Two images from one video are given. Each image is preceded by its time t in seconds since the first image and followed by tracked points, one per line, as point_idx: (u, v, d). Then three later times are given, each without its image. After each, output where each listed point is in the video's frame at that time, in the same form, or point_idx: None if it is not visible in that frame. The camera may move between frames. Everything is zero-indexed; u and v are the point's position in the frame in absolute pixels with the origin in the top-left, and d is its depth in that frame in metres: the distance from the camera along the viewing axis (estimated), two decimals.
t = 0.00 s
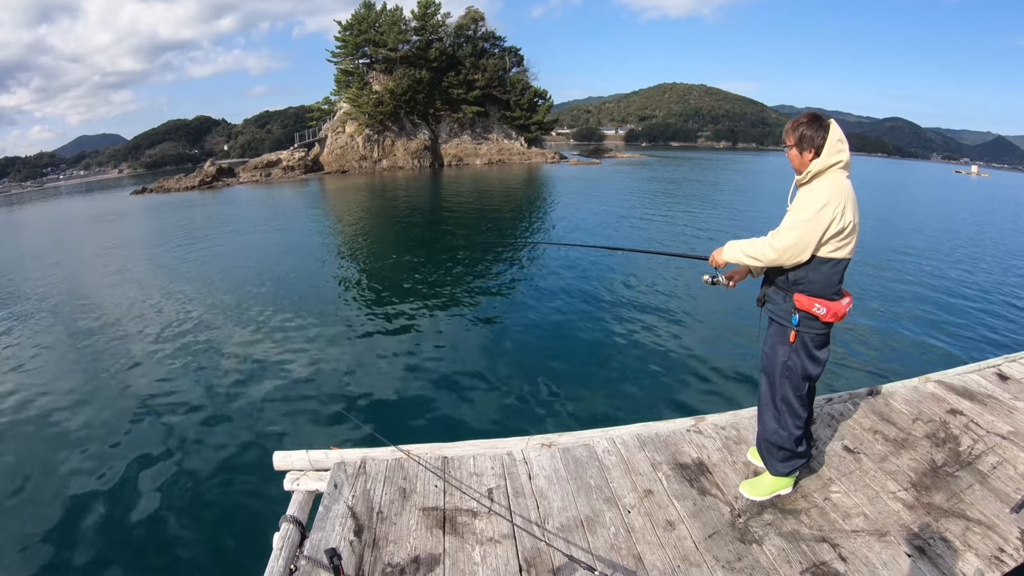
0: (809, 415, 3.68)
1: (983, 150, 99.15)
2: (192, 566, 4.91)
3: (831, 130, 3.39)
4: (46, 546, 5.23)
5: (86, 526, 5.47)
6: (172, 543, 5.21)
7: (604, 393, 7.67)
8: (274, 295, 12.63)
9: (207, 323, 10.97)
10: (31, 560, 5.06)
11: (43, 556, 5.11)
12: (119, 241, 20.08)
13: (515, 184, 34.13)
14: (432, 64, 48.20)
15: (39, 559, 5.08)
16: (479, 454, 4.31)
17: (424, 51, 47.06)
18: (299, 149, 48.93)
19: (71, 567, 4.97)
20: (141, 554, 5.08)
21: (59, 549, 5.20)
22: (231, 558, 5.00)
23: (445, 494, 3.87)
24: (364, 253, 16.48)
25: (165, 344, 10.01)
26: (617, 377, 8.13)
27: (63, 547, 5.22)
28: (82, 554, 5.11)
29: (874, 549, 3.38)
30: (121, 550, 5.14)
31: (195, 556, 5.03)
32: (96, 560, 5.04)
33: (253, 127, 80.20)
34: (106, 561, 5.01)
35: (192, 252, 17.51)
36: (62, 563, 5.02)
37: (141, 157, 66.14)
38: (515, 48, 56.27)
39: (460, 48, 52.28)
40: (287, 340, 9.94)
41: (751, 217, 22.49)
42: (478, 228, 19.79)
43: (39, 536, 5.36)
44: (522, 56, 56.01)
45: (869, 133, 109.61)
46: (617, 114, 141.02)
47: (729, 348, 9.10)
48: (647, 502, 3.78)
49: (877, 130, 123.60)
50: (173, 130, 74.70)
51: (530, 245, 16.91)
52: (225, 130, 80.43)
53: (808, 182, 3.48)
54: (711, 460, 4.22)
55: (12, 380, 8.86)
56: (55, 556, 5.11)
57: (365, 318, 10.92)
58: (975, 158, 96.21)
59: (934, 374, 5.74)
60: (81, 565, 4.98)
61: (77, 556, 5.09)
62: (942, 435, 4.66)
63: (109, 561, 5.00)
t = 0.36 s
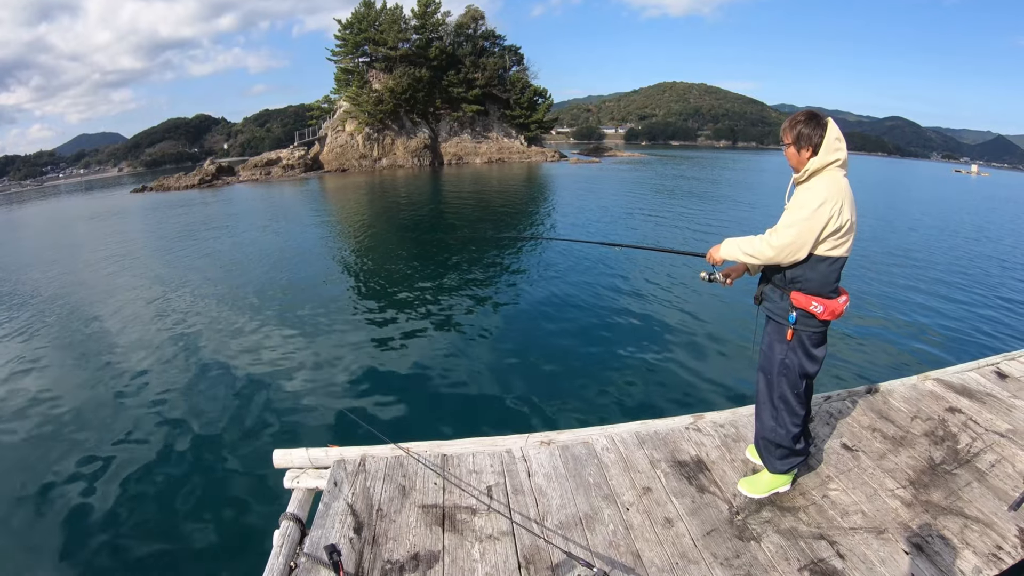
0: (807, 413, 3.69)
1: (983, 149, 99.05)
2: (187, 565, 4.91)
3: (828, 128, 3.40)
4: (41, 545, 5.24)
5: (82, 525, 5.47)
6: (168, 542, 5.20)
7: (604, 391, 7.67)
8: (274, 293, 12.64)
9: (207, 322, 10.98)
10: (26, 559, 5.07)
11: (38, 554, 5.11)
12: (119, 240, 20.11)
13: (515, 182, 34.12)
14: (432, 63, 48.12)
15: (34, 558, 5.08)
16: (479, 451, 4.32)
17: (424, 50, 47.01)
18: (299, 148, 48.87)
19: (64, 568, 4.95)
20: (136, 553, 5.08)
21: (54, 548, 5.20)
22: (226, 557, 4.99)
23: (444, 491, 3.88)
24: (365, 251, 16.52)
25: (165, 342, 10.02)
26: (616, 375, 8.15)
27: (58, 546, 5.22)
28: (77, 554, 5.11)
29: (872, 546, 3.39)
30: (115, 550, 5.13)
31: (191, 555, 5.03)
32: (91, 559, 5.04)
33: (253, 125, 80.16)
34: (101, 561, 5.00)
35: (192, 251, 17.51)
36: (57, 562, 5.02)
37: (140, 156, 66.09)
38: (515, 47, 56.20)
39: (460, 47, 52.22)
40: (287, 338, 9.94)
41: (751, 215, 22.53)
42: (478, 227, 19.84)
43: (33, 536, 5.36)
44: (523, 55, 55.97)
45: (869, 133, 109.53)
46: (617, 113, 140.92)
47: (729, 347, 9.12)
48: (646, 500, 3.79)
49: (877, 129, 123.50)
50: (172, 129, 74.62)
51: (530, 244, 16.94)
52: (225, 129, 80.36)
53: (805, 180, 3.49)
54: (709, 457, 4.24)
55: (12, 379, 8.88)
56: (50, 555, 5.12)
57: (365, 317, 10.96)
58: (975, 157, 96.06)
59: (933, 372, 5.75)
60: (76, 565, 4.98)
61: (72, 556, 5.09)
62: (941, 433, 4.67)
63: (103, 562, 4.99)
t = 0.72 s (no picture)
0: (805, 413, 3.69)
1: (983, 149, 99.01)
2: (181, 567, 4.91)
3: (827, 129, 3.40)
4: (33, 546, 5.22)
5: (76, 527, 5.46)
6: (162, 543, 5.20)
7: (604, 391, 7.68)
8: (274, 293, 12.65)
9: (207, 321, 11.00)
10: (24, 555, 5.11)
11: (31, 556, 5.10)
12: (120, 239, 20.11)
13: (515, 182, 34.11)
14: (432, 62, 48.09)
15: (26, 559, 5.07)
16: (478, 451, 4.33)
17: (424, 50, 46.97)
18: (299, 147, 48.82)
19: (58, 569, 4.95)
20: (129, 554, 5.07)
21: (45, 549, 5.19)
22: (223, 558, 5.00)
23: (444, 491, 3.89)
24: (365, 250, 16.54)
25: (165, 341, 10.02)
26: (616, 374, 8.17)
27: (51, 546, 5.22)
28: (70, 555, 5.10)
29: (871, 546, 3.40)
30: (109, 550, 5.13)
31: (185, 556, 5.02)
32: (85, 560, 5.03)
33: (253, 125, 80.14)
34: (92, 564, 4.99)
35: (192, 250, 17.49)
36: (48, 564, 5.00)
37: (141, 156, 66.08)
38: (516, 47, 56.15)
39: (461, 46, 52.20)
40: (287, 338, 9.95)
41: (751, 215, 22.53)
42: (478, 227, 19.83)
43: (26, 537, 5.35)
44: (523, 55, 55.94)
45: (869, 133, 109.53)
46: (617, 113, 141.07)
47: (729, 347, 9.12)
48: (645, 499, 3.80)
49: (877, 128, 123.46)
50: (172, 128, 74.54)
51: (530, 244, 16.94)
52: (225, 129, 80.34)
53: (804, 181, 3.49)
54: (709, 457, 4.25)
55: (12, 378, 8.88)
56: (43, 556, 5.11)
57: (365, 316, 10.97)
58: (974, 157, 96.01)
59: (932, 372, 5.76)
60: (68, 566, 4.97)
61: (68, 555, 5.10)
62: (939, 433, 4.68)
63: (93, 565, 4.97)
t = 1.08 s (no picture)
0: (805, 414, 3.69)
1: (984, 149, 98.83)
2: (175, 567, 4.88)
3: (826, 129, 3.40)
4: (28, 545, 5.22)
5: (73, 526, 5.46)
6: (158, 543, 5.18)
7: (603, 392, 7.67)
8: (274, 292, 12.64)
9: (207, 320, 11.00)
10: (25, 554, 5.11)
11: (27, 554, 5.10)
12: (120, 237, 20.10)
13: (516, 181, 34.05)
14: (433, 61, 48.05)
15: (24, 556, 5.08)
16: (478, 451, 4.33)
17: (424, 49, 46.92)
18: (300, 146, 48.77)
19: (58, 567, 4.95)
20: (124, 554, 5.06)
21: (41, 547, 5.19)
22: (222, 556, 5.00)
23: (444, 491, 3.89)
24: (366, 250, 16.53)
25: (165, 340, 10.03)
26: (616, 374, 8.18)
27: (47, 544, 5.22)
28: (67, 554, 5.10)
29: (871, 547, 3.40)
30: (105, 550, 5.12)
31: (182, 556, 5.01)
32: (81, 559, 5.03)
33: (253, 124, 80.07)
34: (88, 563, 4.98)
35: (192, 249, 17.48)
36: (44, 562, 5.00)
37: (141, 154, 66.07)
38: (516, 46, 56.09)
39: (461, 45, 52.15)
40: (287, 337, 9.95)
41: (751, 215, 22.49)
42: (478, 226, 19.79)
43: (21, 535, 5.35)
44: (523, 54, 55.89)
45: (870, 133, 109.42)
46: (618, 112, 140.99)
47: (729, 347, 9.11)
48: (645, 499, 3.81)
49: (878, 128, 123.30)
50: (173, 127, 74.46)
51: (531, 244, 16.91)
52: (225, 128, 80.28)
53: (803, 182, 3.49)
54: (709, 457, 4.25)
55: (12, 376, 8.89)
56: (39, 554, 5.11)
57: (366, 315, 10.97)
58: (975, 157, 95.83)
59: (932, 373, 5.76)
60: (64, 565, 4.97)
61: (68, 554, 5.10)
62: (939, 434, 4.68)
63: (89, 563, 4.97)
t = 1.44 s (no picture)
0: (805, 414, 3.69)
1: (985, 150, 98.64)
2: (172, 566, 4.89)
3: (828, 130, 3.40)
4: (25, 543, 5.22)
5: (73, 524, 5.46)
6: (155, 541, 5.19)
7: (604, 391, 7.66)
8: (275, 291, 12.62)
9: (208, 318, 11.00)
10: (23, 552, 5.11)
11: (21, 553, 5.10)
12: (121, 236, 20.10)
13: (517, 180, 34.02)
14: (434, 60, 47.98)
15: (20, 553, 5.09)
16: (479, 450, 4.32)
17: (426, 48, 46.86)
18: (301, 145, 48.75)
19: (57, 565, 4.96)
20: (120, 552, 5.07)
21: (36, 545, 5.20)
22: (222, 554, 5.00)
23: (445, 490, 3.89)
24: (366, 249, 16.51)
25: (166, 338, 10.03)
26: (617, 373, 8.19)
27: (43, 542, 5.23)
28: (66, 552, 5.10)
29: (871, 548, 3.40)
30: (101, 548, 5.13)
31: (180, 554, 5.02)
32: (77, 557, 5.04)
33: (254, 122, 80.06)
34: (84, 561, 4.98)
35: (193, 248, 17.48)
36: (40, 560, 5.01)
37: (142, 153, 66.04)
38: (517, 45, 56.00)
39: (462, 44, 52.07)
40: (287, 336, 9.95)
41: (753, 215, 22.43)
42: (479, 226, 19.78)
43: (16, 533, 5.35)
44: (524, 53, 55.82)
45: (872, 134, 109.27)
46: (619, 112, 140.90)
47: (729, 348, 9.10)
48: (646, 499, 3.81)
49: (879, 129, 123.15)
50: (173, 125, 74.37)
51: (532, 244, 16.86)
52: (226, 126, 80.19)
53: (804, 183, 3.49)
54: (709, 458, 4.25)
55: (13, 374, 8.90)
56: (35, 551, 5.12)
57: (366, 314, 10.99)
58: (976, 158, 95.61)
59: (933, 375, 5.76)
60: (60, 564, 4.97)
61: (67, 552, 5.10)
62: (940, 435, 4.68)
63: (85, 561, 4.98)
